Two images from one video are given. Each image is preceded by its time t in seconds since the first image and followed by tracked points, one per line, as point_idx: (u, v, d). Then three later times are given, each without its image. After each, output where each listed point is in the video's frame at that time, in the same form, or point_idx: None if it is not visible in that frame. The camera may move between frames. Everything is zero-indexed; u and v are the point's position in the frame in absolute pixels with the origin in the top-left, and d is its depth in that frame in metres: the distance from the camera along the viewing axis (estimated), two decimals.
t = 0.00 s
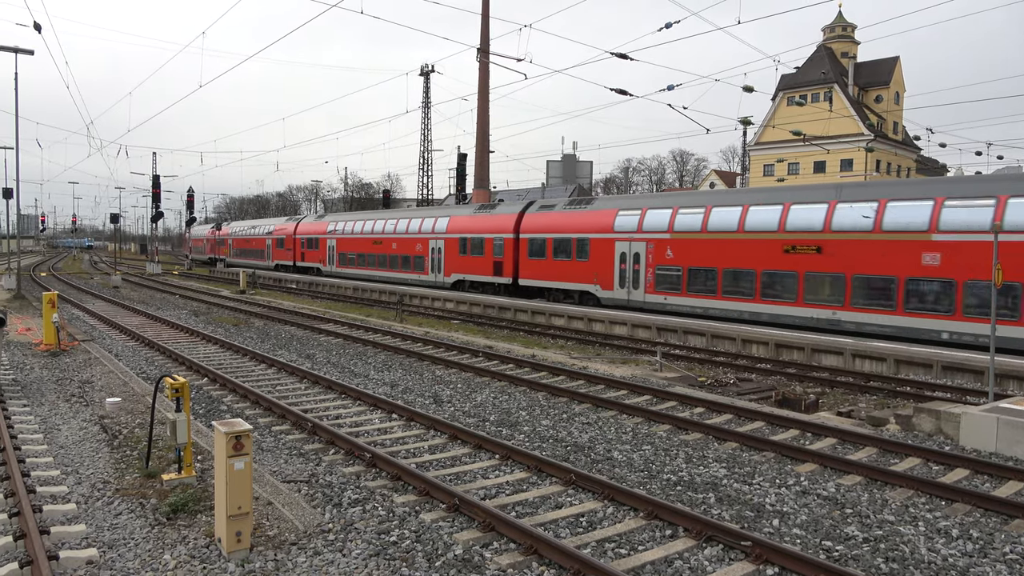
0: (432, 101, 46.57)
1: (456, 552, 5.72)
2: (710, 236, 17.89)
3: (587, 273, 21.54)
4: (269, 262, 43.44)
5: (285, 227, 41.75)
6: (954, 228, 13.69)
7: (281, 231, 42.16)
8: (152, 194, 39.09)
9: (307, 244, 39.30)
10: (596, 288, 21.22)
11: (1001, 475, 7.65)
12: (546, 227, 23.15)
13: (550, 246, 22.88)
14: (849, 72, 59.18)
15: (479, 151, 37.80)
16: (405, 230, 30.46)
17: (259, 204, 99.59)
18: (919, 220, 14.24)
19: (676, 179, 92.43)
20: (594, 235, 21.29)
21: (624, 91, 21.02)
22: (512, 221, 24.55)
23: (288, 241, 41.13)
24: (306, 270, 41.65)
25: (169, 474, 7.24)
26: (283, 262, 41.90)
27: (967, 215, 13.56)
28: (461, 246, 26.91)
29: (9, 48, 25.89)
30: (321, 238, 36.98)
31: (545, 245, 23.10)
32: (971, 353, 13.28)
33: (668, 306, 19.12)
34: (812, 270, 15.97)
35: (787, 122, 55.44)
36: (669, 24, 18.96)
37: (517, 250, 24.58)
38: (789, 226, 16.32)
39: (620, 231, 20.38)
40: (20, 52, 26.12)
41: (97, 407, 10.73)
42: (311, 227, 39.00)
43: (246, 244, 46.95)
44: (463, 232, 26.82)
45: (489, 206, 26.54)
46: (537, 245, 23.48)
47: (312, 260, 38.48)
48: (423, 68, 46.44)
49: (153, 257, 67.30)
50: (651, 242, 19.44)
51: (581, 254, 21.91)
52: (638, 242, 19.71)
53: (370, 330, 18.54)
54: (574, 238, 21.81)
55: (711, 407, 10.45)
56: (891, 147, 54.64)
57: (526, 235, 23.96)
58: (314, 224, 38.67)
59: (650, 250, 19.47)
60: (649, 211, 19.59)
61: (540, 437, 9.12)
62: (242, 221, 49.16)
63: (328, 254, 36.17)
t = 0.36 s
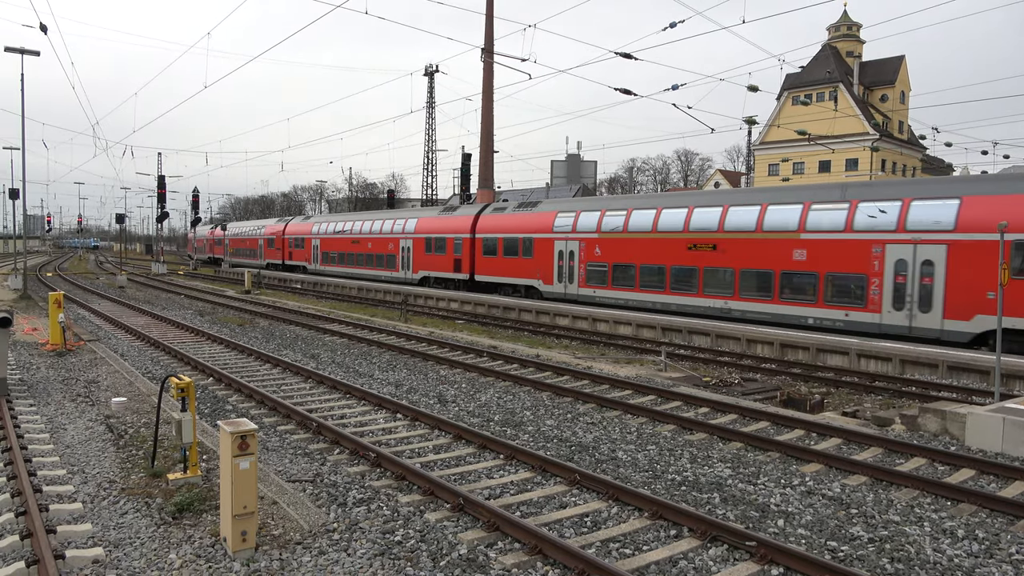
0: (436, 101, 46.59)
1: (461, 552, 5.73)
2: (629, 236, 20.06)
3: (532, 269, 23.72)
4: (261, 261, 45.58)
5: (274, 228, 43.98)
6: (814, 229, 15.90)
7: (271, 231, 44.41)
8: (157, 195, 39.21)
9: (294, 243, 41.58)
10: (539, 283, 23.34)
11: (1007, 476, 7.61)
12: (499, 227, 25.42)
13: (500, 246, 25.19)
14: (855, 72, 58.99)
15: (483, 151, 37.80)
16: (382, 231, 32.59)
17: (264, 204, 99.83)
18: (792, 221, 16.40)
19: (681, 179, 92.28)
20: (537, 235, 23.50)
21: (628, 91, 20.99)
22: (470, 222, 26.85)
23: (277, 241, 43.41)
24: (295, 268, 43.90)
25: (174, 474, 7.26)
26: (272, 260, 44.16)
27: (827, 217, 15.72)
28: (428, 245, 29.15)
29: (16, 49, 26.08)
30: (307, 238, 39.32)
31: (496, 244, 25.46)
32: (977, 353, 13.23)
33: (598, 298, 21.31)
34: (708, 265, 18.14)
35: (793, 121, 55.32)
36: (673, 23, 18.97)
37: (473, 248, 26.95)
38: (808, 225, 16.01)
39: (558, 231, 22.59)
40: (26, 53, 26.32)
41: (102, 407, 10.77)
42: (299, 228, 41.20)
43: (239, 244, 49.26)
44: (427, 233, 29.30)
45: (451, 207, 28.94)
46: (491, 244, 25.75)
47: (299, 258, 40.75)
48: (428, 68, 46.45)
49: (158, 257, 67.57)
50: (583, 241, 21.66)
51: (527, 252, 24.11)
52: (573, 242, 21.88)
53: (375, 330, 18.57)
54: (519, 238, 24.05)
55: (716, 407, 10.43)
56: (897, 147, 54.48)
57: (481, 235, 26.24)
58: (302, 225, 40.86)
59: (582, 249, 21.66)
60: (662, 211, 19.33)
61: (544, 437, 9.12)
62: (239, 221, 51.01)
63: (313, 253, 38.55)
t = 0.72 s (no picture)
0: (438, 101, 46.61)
1: (463, 552, 5.73)
2: (563, 235, 22.28)
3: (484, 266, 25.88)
4: (251, 260, 47.72)
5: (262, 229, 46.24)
6: (708, 229, 18.08)
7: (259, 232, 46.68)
8: (160, 195, 39.25)
9: (280, 243, 43.79)
10: (489, 279, 25.47)
11: (1010, 475, 7.60)
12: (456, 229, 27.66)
13: (457, 245, 27.49)
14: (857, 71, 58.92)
15: (485, 151, 37.82)
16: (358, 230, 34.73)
17: (266, 205, 99.98)
18: (692, 223, 18.56)
19: (683, 178, 92.24)
20: (488, 235, 25.72)
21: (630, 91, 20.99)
22: (432, 223, 29.12)
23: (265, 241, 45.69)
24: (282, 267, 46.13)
25: (177, 474, 7.27)
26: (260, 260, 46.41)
27: (718, 219, 17.86)
28: (396, 245, 31.35)
29: (18, 50, 26.18)
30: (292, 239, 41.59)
31: (452, 243, 27.79)
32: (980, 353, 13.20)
33: (539, 292, 23.49)
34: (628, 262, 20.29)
35: (795, 121, 55.28)
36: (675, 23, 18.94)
37: (434, 248, 29.27)
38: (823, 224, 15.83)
39: (505, 231, 24.90)
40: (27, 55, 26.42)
41: (105, 407, 10.79)
42: (285, 230, 43.50)
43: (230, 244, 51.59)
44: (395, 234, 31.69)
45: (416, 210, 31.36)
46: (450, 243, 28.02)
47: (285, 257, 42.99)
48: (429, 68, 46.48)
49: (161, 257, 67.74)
50: (526, 241, 23.91)
51: (478, 251, 26.41)
52: (517, 241, 24.13)
53: (377, 330, 18.59)
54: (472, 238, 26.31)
55: (718, 407, 10.42)
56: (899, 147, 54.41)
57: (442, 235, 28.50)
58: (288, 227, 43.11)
59: (525, 247, 23.88)
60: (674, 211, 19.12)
61: (546, 437, 9.12)
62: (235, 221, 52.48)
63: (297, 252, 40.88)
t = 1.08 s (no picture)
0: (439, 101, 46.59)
1: (463, 552, 5.73)
2: (507, 236, 24.68)
3: (441, 264, 28.28)
4: (240, 259, 49.80)
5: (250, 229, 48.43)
6: (623, 229, 20.42)
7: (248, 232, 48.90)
8: (160, 196, 39.23)
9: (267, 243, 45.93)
10: (445, 276, 27.94)
11: (1010, 474, 7.60)
12: (417, 229, 30.09)
13: (417, 245, 29.94)
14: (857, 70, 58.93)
15: (485, 151, 37.81)
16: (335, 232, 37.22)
17: (267, 205, 100.02)
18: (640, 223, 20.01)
19: (683, 178, 92.19)
20: (446, 235, 28.19)
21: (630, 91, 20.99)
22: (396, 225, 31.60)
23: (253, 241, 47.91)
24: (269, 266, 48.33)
25: (177, 475, 7.27)
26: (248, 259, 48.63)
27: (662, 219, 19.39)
28: (367, 245, 33.83)
29: (18, 51, 26.25)
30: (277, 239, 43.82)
31: (414, 243, 30.24)
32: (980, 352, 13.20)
33: (487, 287, 25.83)
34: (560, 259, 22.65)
35: (794, 120, 55.29)
36: (674, 22, 18.82)
37: (399, 247, 31.68)
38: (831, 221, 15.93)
39: (459, 232, 27.37)
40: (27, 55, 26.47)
41: (105, 408, 10.80)
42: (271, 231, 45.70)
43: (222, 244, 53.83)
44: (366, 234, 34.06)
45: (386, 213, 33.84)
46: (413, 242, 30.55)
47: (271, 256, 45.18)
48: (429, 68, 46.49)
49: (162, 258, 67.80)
50: (475, 240, 26.32)
51: (435, 250, 28.84)
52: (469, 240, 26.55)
53: (377, 330, 18.58)
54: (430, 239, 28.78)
55: (718, 406, 10.41)
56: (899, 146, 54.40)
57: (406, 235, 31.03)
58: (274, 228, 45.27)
59: (475, 247, 26.28)
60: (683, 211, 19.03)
61: (547, 437, 9.12)
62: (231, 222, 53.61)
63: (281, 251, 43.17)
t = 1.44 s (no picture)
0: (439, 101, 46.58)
1: (463, 552, 5.73)
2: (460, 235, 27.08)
3: (404, 262, 30.72)
4: (231, 259, 51.77)
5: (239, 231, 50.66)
6: (555, 229, 22.76)
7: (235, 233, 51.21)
8: (159, 196, 39.23)
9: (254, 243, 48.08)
10: (409, 273, 30.39)
11: (1010, 474, 7.59)
12: (385, 230, 32.50)
13: (386, 244, 32.39)
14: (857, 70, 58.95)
15: (485, 151, 37.82)
16: (315, 232, 39.77)
17: (266, 205, 100.16)
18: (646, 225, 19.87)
19: (682, 178, 92.29)
20: (409, 235, 30.60)
21: (630, 91, 20.95)
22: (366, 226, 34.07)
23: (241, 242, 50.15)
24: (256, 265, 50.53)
25: (177, 475, 7.27)
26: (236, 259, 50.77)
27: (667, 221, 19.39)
28: (342, 245, 36.47)
29: (18, 51, 26.25)
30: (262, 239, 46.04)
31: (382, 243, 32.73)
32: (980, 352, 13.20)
33: (443, 283, 28.23)
34: (504, 257, 25.04)
35: (794, 119, 55.33)
36: (674, 22, 18.69)
37: (370, 247, 34.18)
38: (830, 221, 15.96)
39: (421, 233, 29.84)
40: (27, 56, 26.47)
41: (105, 408, 10.81)
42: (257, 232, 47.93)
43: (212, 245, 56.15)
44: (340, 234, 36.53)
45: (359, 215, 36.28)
46: (381, 242, 33.17)
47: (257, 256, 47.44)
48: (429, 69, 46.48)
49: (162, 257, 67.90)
50: (434, 240, 28.77)
51: (400, 249, 31.31)
52: (428, 240, 29.00)
53: (377, 330, 18.58)
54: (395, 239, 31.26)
55: (718, 406, 10.41)
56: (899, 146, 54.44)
57: (376, 234, 33.52)
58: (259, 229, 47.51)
59: (434, 246, 28.75)
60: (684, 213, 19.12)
61: (546, 437, 9.12)
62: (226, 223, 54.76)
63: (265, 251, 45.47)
